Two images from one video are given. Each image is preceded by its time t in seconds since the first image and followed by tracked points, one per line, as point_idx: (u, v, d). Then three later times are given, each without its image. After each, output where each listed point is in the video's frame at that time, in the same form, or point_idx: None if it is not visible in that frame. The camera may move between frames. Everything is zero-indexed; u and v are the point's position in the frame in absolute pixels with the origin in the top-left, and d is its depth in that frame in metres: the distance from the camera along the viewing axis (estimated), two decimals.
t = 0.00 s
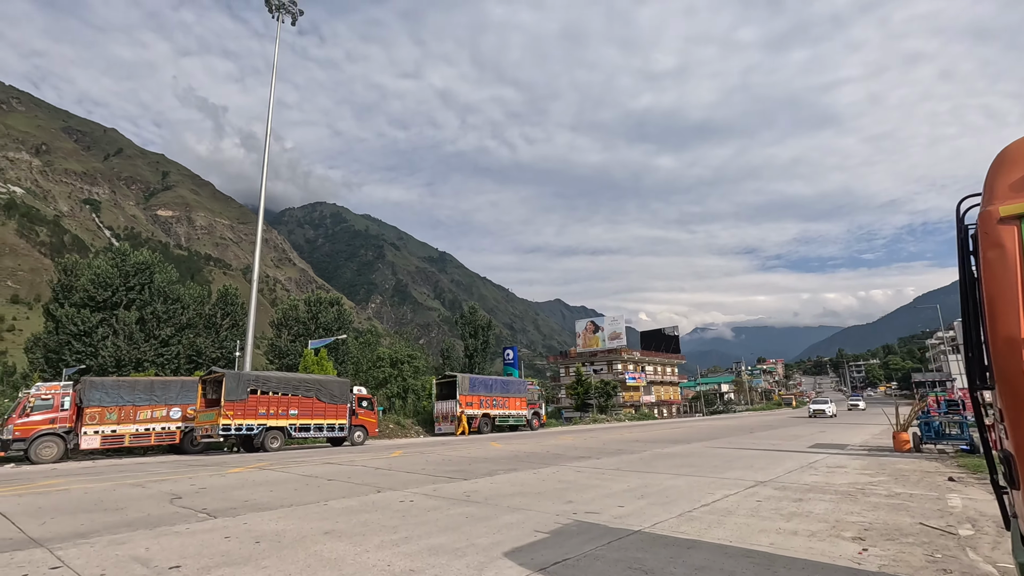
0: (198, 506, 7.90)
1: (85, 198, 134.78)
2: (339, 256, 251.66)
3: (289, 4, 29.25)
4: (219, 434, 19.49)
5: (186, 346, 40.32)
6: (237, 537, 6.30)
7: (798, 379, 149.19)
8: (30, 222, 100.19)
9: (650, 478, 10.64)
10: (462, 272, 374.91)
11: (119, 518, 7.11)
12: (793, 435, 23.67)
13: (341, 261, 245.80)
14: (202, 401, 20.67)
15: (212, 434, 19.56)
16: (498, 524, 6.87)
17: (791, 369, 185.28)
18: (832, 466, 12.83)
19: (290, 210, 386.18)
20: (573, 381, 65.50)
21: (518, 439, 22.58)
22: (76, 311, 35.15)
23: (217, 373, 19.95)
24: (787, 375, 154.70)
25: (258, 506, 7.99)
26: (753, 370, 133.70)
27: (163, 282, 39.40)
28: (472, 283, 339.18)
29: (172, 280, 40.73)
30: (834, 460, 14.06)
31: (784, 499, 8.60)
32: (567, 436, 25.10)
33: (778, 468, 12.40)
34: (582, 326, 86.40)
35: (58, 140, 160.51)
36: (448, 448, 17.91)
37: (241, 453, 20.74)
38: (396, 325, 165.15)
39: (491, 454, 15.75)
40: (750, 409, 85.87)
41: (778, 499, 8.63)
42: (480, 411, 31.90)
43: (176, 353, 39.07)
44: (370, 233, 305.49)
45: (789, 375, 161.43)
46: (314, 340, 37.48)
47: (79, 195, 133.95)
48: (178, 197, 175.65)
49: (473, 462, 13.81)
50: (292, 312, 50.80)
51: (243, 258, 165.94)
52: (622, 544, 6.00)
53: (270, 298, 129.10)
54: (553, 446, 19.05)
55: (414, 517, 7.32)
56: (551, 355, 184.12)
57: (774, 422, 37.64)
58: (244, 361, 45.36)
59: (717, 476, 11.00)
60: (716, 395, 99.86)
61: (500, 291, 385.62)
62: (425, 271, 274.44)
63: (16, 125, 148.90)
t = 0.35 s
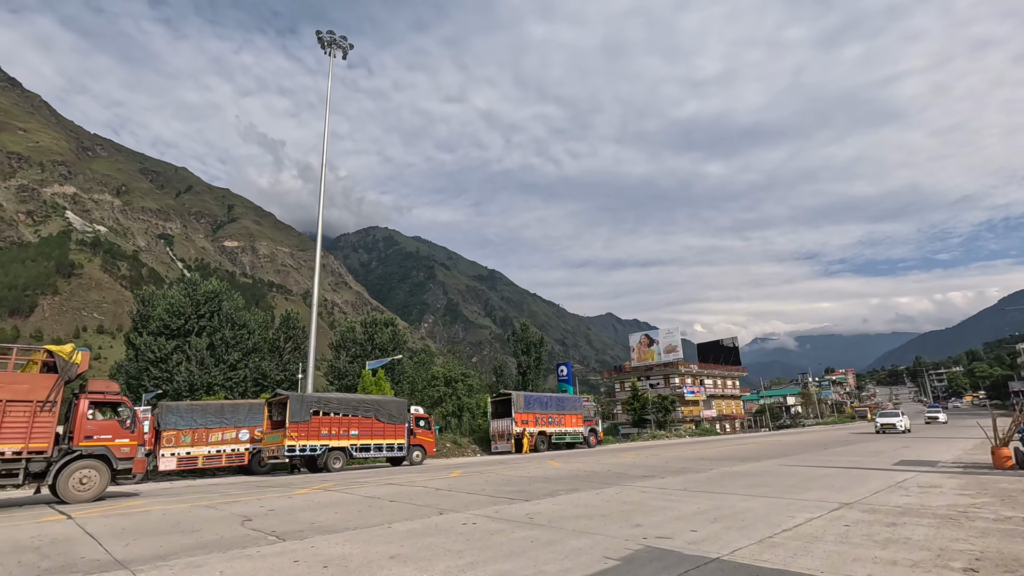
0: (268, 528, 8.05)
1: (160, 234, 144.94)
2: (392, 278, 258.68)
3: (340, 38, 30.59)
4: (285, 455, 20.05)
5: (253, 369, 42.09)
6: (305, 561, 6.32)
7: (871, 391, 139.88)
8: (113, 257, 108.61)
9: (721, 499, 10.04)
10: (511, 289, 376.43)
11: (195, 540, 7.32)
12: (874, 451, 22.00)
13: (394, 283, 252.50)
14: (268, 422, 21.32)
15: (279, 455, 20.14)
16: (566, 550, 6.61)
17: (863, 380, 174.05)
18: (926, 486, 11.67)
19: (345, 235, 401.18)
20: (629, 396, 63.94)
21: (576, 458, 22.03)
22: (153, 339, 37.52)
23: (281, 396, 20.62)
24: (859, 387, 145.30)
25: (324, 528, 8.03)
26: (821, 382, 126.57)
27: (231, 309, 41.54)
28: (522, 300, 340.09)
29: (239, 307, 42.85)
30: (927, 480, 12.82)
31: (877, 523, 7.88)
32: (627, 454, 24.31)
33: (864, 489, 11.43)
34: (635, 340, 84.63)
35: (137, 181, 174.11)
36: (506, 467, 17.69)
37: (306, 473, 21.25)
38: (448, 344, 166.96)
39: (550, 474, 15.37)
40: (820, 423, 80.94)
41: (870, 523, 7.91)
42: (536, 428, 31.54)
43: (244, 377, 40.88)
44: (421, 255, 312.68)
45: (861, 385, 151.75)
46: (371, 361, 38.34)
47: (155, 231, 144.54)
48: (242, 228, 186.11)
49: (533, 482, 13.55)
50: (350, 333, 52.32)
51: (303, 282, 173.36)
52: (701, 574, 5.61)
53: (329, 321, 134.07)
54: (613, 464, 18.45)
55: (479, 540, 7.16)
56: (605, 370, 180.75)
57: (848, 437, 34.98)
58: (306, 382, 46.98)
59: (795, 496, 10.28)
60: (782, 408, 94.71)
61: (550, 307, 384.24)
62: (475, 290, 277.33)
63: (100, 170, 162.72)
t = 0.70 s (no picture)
0: (318, 549, 8.09)
1: (219, 263, 152.85)
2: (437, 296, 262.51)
3: (378, 67, 31.69)
4: (338, 475, 20.38)
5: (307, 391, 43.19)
6: None
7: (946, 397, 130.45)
8: (177, 287, 115.06)
9: (783, 517, 9.47)
10: (555, 303, 374.89)
11: (250, 561, 7.45)
12: (953, 463, 20.31)
13: (439, 301, 256.09)
14: (321, 443, 21.72)
15: (331, 474, 20.47)
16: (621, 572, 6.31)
17: (936, 386, 162.91)
18: (1017, 501, 10.62)
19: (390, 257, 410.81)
20: (681, 408, 62.10)
21: (628, 474, 21.40)
22: (214, 364, 39.24)
23: (333, 417, 21.04)
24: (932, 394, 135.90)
25: (372, 549, 8.00)
26: (888, 389, 119.22)
27: (285, 332, 43.05)
28: (567, 313, 337.95)
29: (292, 330, 44.33)
30: (1018, 494, 11.69)
31: (963, 543, 7.18)
32: (681, 468, 23.42)
33: (947, 504, 10.51)
34: (685, 350, 82.53)
35: (196, 215, 184.73)
36: (555, 484, 17.29)
37: (358, 492, 21.48)
38: (494, 361, 167.35)
39: (601, 491, 14.93)
40: (890, 433, 75.93)
41: (955, 543, 7.22)
42: (585, 443, 30.94)
43: (298, 399, 41.93)
44: (464, 273, 316.33)
45: (932, 392, 142.33)
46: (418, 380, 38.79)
47: (214, 260, 152.47)
48: (294, 255, 193.99)
49: (583, 499, 13.16)
50: (397, 352, 53.18)
51: (351, 304, 178.46)
52: None
53: (377, 341, 137.23)
54: (667, 480, 17.77)
55: (528, 561, 6.94)
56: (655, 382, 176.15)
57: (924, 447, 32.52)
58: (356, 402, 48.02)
59: (869, 514, 9.56)
60: (846, 418, 89.56)
61: (595, 320, 379.67)
62: (519, 305, 277.40)
63: (163, 206, 173.63)
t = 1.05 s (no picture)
0: (364, 556, 8.16)
1: (267, 277, 158.66)
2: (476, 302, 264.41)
3: (410, 78, 32.08)
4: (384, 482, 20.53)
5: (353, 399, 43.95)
6: None
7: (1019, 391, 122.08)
8: (228, 301, 119.85)
9: (841, 522, 8.97)
10: (595, 305, 371.80)
11: (299, 568, 7.55)
12: None
13: (478, 307, 257.94)
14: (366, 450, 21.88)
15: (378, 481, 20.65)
16: None
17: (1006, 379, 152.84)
18: None
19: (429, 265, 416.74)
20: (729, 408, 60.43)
21: (676, 477, 20.83)
22: (264, 375, 40.51)
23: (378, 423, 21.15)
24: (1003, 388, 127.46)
25: (417, 557, 8.03)
26: (953, 384, 112.56)
27: (330, 342, 44.10)
28: (607, 315, 334.49)
29: (337, 340, 45.45)
30: None
31: None
32: (731, 471, 22.64)
33: None
34: (730, 349, 80.34)
35: (244, 232, 192.30)
36: (601, 488, 17.00)
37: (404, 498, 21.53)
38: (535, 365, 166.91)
39: (648, 495, 14.55)
40: (957, 430, 71.52)
41: None
42: (630, 446, 30.39)
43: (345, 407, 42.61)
44: (502, 278, 317.63)
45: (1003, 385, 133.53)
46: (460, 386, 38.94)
47: (262, 275, 158.39)
48: (336, 267, 199.56)
49: (630, 505, 12.81)
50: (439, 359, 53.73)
51: (393, 313, 181.87)
52: None
53: (420, 348, 139.54)
54: (716, 483, 17.20)
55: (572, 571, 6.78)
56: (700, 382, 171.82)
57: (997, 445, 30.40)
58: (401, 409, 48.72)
59: (938, 518, 8.93)
60: (908, 415, 85.01)
61: (636, 321, 374.17)
62: (559, 308, 276.28)
63: (214, 225, 181.54)
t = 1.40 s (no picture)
0: (416, 558, 8.26)
1: (316, 287, 164.15)
2: (518, 304, 265.46)
3: (446, 85, 32.43)
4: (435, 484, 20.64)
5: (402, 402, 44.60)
6: None
7: None
8: (281, 311, 124.40)
9: (914, 524, 8.42)
10: (639, 303, 366.33)
11: (353, 569, 7.76)
12: None
13: (521, 309, 258.73)
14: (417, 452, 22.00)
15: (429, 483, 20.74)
16: None
17: None
18: None
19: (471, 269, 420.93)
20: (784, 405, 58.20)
21: (730, 476, 20.22)
22: (317, 381, 41.80)
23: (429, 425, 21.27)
24: None
25: (468, 559, 8.08)
26: None
27: (377, 348, 45.07)
28: (652, 312, 329.41)
29: (384, 345, 46.39)
30: None
31: None
32: (788, 471, 21.73)
33: None
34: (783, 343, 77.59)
35: (293, 243, 199.48)
36: (651, 489, 16.66)
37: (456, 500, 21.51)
38: (581, 365, 165.69)
39: (701, 496, 14.13)
40: None
41: None
42: (681, 446, 29.70)
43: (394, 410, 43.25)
44: (544, 279, 317.52)
45: None
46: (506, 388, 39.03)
47: (311, 284, 163.91)
48: (381, 274, 204.29)
49: (683, 506, 12.48)
50: (484, 362, 54.09)
51: (438, 317, 184.65)
52: None
53: (464, 351, 140.95)
54: (772, 483, 16.61)
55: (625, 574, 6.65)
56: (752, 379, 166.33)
57: None
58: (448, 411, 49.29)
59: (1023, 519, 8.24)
60: (982, 409, 79.61)
61: (683, 318, 366.44)
62: (602, 307, 273.66)
63: (264, 238, 189.32)
